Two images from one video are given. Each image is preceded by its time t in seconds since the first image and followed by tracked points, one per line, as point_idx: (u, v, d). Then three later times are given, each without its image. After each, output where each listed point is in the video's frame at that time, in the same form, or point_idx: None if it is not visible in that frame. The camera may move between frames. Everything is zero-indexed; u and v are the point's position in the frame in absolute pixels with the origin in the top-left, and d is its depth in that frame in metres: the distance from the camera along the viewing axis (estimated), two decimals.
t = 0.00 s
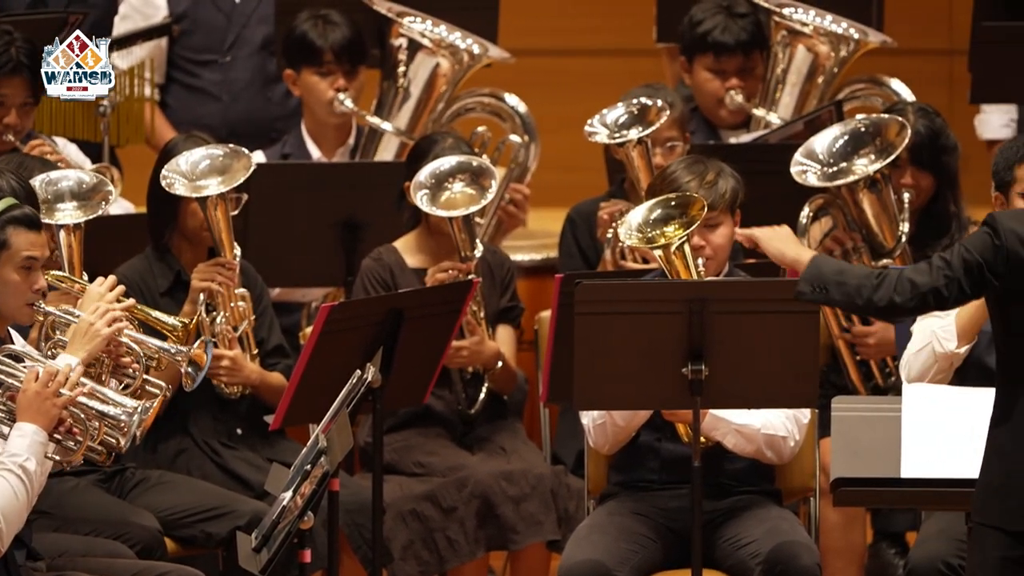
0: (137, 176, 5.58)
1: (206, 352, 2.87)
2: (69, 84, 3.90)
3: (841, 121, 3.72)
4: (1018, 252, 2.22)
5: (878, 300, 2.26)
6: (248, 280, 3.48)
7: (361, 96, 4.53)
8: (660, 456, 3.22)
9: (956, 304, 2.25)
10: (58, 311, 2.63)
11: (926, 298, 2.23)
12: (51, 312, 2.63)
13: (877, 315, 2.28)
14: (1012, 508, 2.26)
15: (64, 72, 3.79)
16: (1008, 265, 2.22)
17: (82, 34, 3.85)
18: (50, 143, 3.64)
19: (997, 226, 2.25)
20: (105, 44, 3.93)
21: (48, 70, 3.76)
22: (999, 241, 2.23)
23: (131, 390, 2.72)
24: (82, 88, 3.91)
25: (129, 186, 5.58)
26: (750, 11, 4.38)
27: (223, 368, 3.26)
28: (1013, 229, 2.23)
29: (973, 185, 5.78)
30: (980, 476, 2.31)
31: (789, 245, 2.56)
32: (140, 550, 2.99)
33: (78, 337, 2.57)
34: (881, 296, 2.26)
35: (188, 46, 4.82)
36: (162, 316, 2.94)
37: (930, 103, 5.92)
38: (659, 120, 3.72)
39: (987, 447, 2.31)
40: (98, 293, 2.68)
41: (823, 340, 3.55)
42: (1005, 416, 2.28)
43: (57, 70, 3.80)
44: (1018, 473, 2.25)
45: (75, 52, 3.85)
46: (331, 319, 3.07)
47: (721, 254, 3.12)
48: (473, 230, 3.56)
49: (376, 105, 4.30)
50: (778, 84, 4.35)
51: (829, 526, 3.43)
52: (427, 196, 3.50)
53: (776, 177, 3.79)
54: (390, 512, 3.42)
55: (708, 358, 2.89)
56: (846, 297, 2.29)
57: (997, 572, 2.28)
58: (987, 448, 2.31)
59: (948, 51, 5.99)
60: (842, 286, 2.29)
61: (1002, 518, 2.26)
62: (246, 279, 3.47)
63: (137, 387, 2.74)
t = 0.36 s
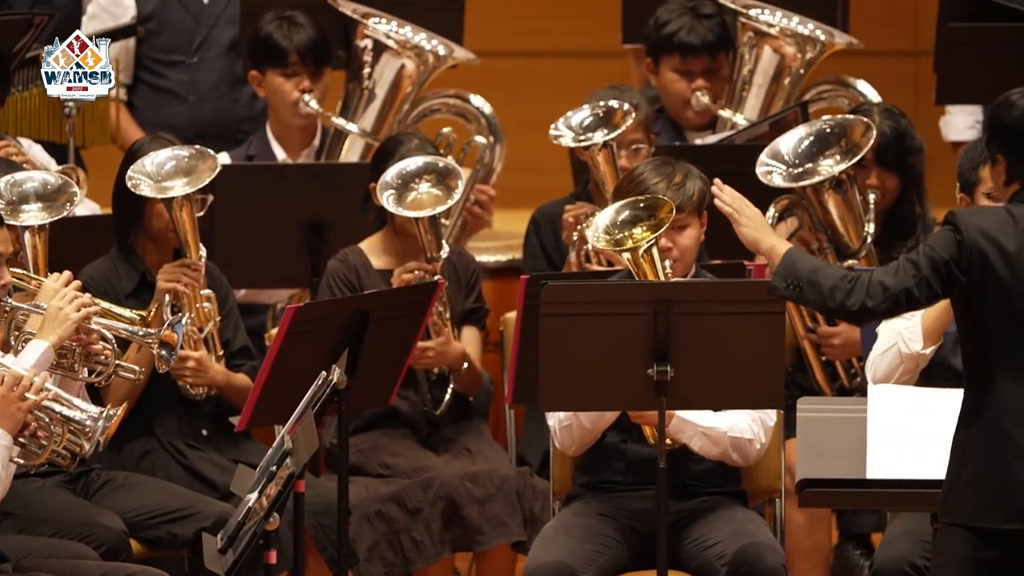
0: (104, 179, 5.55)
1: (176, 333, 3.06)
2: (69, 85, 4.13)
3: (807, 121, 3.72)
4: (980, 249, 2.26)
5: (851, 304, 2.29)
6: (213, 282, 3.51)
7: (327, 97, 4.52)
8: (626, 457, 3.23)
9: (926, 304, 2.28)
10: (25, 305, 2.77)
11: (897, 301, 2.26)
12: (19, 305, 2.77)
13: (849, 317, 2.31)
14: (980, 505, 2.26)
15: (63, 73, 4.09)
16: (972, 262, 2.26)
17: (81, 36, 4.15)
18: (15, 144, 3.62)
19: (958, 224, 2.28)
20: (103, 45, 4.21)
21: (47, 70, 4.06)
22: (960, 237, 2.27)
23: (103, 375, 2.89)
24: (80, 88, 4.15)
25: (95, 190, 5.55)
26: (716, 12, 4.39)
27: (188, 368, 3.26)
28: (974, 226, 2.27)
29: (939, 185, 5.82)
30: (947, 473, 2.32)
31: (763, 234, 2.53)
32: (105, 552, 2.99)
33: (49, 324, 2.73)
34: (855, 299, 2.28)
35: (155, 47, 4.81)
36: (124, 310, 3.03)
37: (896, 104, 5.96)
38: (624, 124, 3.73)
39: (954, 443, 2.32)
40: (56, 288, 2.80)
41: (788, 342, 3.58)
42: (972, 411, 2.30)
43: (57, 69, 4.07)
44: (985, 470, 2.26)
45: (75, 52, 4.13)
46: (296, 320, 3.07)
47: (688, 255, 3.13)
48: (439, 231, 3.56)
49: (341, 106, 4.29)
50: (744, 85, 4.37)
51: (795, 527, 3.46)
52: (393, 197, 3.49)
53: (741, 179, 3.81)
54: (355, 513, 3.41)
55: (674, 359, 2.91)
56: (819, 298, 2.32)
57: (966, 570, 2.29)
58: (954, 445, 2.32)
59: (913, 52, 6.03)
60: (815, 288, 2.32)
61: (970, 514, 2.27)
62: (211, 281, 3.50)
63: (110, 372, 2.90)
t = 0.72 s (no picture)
0: (70, 180, 5.52)
1: (142, 358, 3.04)
2: (69, 84, 4.15)
3: (774, 122, 3.71)
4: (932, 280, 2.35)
5: (831, 392, 2.39)
6: (179, 283, 3.51)
7: (293, 99, 4.52)
8: (593, 458, 3.24)
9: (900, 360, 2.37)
10: None
11: (873, 370, 2.35)
12: None
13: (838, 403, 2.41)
14: (948, 527, 2.36)
15: (63, 73, 4.12)
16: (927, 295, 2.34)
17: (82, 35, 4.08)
18: None
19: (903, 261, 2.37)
20: (104, 45, 4.14)
21: (47, 70, 4.07)
22: (911, 273, 2.35)
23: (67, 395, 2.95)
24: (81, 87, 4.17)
25: (61, 191, 5.52)
26: (683, 14, 4.43)
27: (154, 371, 3.29)
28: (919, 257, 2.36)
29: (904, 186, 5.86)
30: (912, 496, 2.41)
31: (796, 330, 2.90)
32: (71, 554, 3.04)
33: (15, 345, 2.79)
34: (832, 386, 2.39)
35: (121, 49, 4.80)
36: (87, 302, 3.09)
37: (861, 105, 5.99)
38: (589, 128, 3.73)
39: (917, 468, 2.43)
40: (18, 287, 2.88)
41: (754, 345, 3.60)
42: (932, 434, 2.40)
43: (57, 70, 4.08)
44: (952, 492, 2.36)
45: (74, 53, 4.10)
46: (262, 323, 3.08)
47: (657, 257, 3.14)
48: (405, 233, 3.56)
49: (307, 107, 4.29)
50: (711, 87, 4.38)
51: (761, 529, 3.52)
52: (360, 198, 3.49)
53: (706, 182, 3.83)
54: (321, 515, 3.42)
55: (640, 361, 2.93)
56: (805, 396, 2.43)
57: None
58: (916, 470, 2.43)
59: (877, 54, 6.07)
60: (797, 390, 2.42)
61: (943, 536, 2.36)
62: (178, 282, 3.51)
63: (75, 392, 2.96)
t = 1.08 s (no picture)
0: (32, 180, 5.49)
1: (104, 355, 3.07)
2: (68, 84, 4.30)
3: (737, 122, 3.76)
4: (873, 252, 2.32)
5: (720, 275, 2.40)
6: (144, 286, 3.55)
7: (256, 101, 4.52)
8: (556, 460, 3.27)
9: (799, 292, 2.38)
10: None
11: (768, 280, 2.36)
12: None
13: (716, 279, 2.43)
14: (875, 502, 2.35)
15: (64, 68, 4.22)
16: (865, 263, 2.33)
17: (80, 35, 4.24)
18: None
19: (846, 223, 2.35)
20: (101, 45, 4.34)
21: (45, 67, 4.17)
22: (856, 239, 2.32)
23: (30, 394, 2.95)
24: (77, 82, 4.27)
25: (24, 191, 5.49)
26: (646, 16, 4.47)
27: (118, 373, 3.35)
28: (867, 230, 2.33)
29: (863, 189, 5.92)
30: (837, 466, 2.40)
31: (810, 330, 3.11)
32: (36, 555, 3.05)
33: None
34: (723, 272, 2.40)
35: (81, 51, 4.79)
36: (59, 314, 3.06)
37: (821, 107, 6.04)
38: (551, 129, 3.75)
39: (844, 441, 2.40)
40: None
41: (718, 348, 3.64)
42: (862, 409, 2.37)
43: (57, 69, 4.21)
44: (879, 468, 2.34)
45: (74, 53, 4.24)
46: (226, 324, 3.08)
47: (620, 257, 3.16)
48: (369, 235, 3.56)
49: (271, 110, 4.28)
50: (675, 90, 4.35)
51: (724, 532, 3.56)
52: (323, 201, 3.49)
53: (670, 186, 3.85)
54: (285, 516, 3.43)
55: (603, 361, 2.96)
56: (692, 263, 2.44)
57: (864, 567, 2.37)
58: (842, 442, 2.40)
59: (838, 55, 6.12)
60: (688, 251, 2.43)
61: (868, 509, 2.35)
62: (141, 284, 3.54)
63: (37, 390, 2.95)
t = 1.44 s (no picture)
0: None
1: (63, 343, 3.02)
2: (69, 84, 4.71)
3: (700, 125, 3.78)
4: (797, 251, 2.33)
5: (649, 278, 2.43)
6: (106, 287, 3.55)
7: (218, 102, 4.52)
8: (517, 462, 3.29)
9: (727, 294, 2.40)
10: None
11: (699, 285, 2.39)
12: None
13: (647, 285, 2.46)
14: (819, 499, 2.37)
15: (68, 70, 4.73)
16: (790, 263, 2.34)
17: (82, 37, 4.74)
18: None
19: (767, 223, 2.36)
20: (103, 46, 4.77)
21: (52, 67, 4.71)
22: (779, 241, 2.34)
23: None
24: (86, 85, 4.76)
25: None
26: (609, 17, 4.47)
27: (79, 376, 3.35)
28: (788, 229, 2.34)
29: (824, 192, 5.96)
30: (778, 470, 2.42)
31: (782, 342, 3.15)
32: None
33: None
34: (653, 276, 2.43)
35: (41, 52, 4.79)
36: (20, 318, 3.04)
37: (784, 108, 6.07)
38: (513, 130, 3.73)
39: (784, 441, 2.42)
40: None
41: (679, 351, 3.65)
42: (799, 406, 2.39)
43: (57, 69, 4.68)
44: (820, 465, 2.36)
45: (74, 54, 4.72)
46: (187, 326, 3.08)
47: (578, 259, 3.20)
48: (330, 237, 3.56)
49: (233, 112, 4.27)
50: (638, 92, 4.39)
51: (686, 533, 3.62)
52: (284, 203, 3.49)
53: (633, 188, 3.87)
54: (247, 518, 3.43)
55: (564, 363, 2.98)
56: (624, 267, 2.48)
57: (814, 564, 2.40)
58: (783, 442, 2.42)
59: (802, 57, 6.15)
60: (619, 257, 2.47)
61: (813, 506, 2.38)
62: (103, 285, 3.54)
63: None
